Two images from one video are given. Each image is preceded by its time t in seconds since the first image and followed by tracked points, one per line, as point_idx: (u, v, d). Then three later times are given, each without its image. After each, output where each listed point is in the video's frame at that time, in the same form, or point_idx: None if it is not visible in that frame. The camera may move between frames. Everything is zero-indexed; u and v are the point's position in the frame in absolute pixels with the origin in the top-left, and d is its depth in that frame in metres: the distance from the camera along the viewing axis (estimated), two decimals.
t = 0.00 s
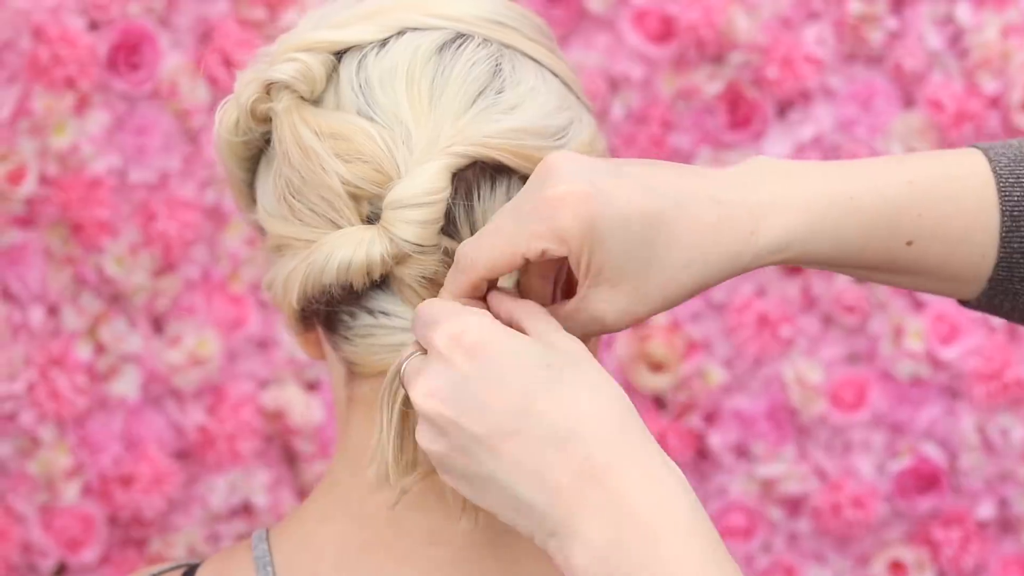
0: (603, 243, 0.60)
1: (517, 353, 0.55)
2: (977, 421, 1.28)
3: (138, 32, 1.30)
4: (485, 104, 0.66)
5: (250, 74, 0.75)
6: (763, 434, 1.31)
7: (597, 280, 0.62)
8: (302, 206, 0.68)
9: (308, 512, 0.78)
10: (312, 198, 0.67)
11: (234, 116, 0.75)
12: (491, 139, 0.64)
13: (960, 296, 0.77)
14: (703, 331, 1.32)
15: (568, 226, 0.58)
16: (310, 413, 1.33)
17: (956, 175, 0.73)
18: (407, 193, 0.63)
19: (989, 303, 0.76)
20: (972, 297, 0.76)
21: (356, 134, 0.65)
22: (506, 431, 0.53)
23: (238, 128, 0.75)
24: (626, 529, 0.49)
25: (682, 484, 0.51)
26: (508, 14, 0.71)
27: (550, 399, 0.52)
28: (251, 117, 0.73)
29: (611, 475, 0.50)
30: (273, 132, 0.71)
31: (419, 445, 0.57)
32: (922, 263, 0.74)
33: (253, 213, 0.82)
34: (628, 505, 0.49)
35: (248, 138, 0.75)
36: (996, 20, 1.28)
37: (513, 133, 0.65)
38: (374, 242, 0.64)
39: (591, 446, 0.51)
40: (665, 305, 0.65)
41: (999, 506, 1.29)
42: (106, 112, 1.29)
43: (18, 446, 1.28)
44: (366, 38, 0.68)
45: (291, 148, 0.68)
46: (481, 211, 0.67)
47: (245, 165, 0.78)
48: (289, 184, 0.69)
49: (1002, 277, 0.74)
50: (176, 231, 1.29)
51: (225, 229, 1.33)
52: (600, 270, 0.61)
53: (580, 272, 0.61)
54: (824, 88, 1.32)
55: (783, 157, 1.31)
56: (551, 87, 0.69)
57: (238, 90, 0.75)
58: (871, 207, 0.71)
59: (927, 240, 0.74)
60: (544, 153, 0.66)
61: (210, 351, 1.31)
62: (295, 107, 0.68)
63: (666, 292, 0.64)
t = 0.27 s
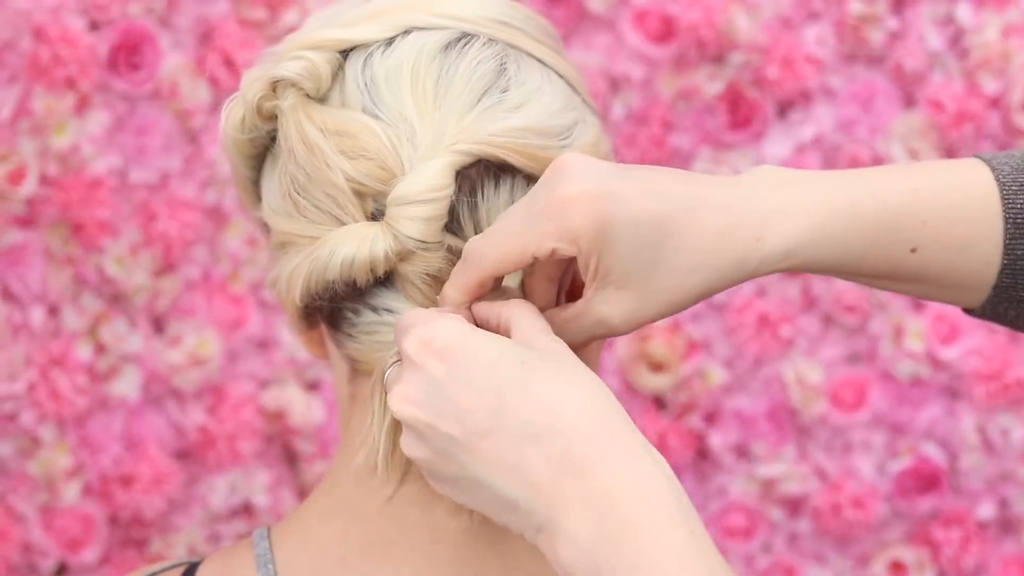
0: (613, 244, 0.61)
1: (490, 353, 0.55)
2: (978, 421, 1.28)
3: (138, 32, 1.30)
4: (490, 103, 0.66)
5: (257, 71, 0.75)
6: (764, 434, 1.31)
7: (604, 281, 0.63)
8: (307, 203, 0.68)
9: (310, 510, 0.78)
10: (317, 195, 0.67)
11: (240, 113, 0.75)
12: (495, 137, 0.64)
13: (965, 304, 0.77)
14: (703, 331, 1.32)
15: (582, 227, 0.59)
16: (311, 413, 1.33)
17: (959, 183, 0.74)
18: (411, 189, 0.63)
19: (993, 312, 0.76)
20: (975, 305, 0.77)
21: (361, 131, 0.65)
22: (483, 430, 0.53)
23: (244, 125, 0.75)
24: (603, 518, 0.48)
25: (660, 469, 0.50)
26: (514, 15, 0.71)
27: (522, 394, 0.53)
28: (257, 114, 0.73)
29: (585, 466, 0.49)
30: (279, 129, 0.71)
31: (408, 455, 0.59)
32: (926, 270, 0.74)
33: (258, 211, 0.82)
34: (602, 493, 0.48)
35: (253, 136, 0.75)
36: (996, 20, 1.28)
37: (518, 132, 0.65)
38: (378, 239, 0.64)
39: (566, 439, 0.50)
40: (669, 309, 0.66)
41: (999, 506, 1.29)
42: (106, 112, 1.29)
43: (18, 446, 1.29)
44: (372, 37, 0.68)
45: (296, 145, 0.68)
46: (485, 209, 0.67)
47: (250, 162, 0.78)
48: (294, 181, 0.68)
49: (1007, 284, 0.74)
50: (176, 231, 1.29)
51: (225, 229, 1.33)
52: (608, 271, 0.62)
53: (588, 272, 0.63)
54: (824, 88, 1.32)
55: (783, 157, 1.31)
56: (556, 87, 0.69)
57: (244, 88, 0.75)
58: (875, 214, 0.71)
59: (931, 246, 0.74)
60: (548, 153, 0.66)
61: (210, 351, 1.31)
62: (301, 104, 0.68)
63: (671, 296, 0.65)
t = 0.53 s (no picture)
0: (629, 228, 0.65)
1: (487, 374, 0.54)
2: (978, 421, 1.28)
3: (139, 32, 1.30)
4: (495, 100, 0.66)
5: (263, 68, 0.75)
6: (764, 434, 1.31)
7: (617, 269, 0.66)
8: (312, 197, 0.68)
9: (313, 511, 0.79)
10: (321, 190, 0.67)
11: (247, 110, 0.75)
12: (500, 134, 0.64)
13: (977, 323, 0.77)
14: (703, 331, 1.32)
15: (601, 205, 0.64)
16: (311, 413, 1.33)
17: (971, 200, 0.74)
18: (415, 182, 0.63)
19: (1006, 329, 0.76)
20: (988, 323, 0.76)
21: (366, 126, 0.65)
22: (482, 454, 0.52)
23: (250, 122, 0.75)
24: (600, 541, 0.48)
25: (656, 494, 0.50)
26: (520, 15, 0.71)
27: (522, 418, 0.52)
28: (263, 111, 0.73)
29: (585, 489, 0.50)
30: (285, 126, 0.71)
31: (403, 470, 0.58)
32: (936, 283, 0.74)
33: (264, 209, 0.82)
34: (602, 518, 0.49)
35: (260, 132, 0.75)
36: (996, 20, 1.28)
37: (522, 130, 0.65)
38: (381, 232, 0.64)
39: (565, 464, 0.50)
40: (679, 307, 0.68)
41: (999, 506, 1.29)
42: (107, 112, 1.30)
43: (18, 446, 1.29)
44: (379, 34, 0.68)
45: (302, 140, 0.68)
46: (489, 204, 0.67)
47: (257, 160, 0.78)
48: (300, 176, 0.68)
49: (1018, 300, 0.74)
50: (175, 231, 1.29)
51: (226, 229, 1.33)
52: (622, 258, 0.66)
53: (604, 257, 0.66)
54: (825, 88, 1.32)
55: (784, 157, 1.31)
56: (561, 86, 0.69)
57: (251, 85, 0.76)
58: (884, 225, 0.72)
59: (942, 259, 0.73)
60: (553, 151, 0.67)
61: (210, 351, 1.31)
62: (307, 101, 0.68)
63: (681, 292, 0.67)
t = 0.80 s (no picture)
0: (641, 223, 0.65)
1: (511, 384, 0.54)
2: (979, 421, 1.28)
3: (140, 32, 1.30)
4: (499, 98, 0.66)
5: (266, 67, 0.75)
6: (765, 434, 1.31)
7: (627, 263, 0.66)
8: (315, 195, 0.68)
9: (316, 509, 0.78)
10: (325, 187, 0.67)
11: (250, 109, 0.75)
12: (505, 131, 0.64)
13: (983, 338, 0.79)
14: (704, 331, 1.32)
15: (612, 200, 0.64)
16: (312, 413, 1.33)
17: (977, 213, 0.76)
18: (420, 178, 0.63)
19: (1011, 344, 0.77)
20: (993, 338, 0.78)
21: (370, 123, 0.65)
22: (497, 464, 0.53)
23: (253, 121, 0.75)
24: (608, 558, 0.49)
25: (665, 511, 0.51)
26: (523, 15, 0.71)
27: (541, 435, 0.52)
28: (266, 109, 0.73)
29: (598, 507, 0.50)
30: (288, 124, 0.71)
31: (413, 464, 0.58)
32: (942, 292, 0.76)
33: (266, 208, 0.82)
34: (613, 536, 0.50)
35: (263, 131, 0.75)
36: (997, 20, 1.28)
37: (526, 127, 0.65)
38: (386, 229, 0.64)
39: (579, 482, 0.51)
40: (688, 306, 0.69)
41: (1000, 505, 1.29)
42: (108, 112, 1.30)
43: (19, 446, 1.28)
44: (383, 33, 0.68)
45: (305, 137, 0.68)
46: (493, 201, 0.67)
47: (260, 159, 0.78)
48: (303, 174, 0.68)
49: None
50: (177, 230, 1.30)
51: (227, 229, 1.33)
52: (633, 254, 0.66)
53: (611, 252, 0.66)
54: (826, 88, 1.32)
55: (785, 157, 1.31)
56: (564, 85, 0.69)
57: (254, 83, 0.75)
58: (890, 232, 0.75)
59: (947, 269, 0.76)
60: (556, 148, 0.66)
61: (211, 350, 1.31)
62: (310, 99, 0.68)
63: (691, 290, 0.68)
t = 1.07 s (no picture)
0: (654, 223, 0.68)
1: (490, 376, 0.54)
2: (979, 420, 1.28)
3: (140, 32, 1.30)
4: (502, 97, 0.66)
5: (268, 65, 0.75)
6: (765, 434, 1.31)
7: (637, 262, 0.69)
8: (318, 192, 0.68)
9: (317, 510, 0.78)
10: (328, 185, 0.67)
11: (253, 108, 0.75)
12: (508, 130, 0.64)
13: (988, 355, 0.79)
14: (705, 330, 1.32)
15: (630, 197, 0.67)
16: (312, 412, 1.33)
17: (982, 233, 0.77)
18: (423, 176, 0.63)
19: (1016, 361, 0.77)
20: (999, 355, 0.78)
21: (374, 121, 0.65)
22: (475, 455, 0.53)
23: (256, 119, 0.75)
24: (584, 547, 0.49)
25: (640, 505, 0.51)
26: (526, 14, 0.71)
27: (515, 428, 0.52)
28: (269, 108, 0.73)
29: (572, 499, 0.50)
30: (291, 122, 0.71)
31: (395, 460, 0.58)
32: (945, 308, 0.77)
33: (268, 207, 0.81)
34: (588, 528, 0.49)
35: (265, 130, 0.75)
36: (998, 20, 1.28)
37: (530, 126, 0.65)
38: (388, 225, 0.63)
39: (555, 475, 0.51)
40: (692, 310, 0.71)
41: (1001, 506, 1.28)
42: (108, 112, 1.29)
43: (19, 446, 1.29)
44: (386, 31, 0.68)
45: (308, 136, 0.67)
46: (496, 200, 0.67)
47: (262, 158, 0.78)
48: (306, 172, 0.68)
49: None
50: (177, 230, 1.30)
51: (227, 228, 1.32)
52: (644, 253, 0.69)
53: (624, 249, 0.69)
54: (826, 88, 1.32)
55: (785, 157, 1.31)
56: (567, 85, 0.70)
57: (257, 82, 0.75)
58: (894, 249, 0.76)
59: (951, 285, 0.76)
60: (560, 146, 0.66)
61: (212, 350, 1.31)
62: (313, 97, 0.68)
63: (695, 294, 0.71)
